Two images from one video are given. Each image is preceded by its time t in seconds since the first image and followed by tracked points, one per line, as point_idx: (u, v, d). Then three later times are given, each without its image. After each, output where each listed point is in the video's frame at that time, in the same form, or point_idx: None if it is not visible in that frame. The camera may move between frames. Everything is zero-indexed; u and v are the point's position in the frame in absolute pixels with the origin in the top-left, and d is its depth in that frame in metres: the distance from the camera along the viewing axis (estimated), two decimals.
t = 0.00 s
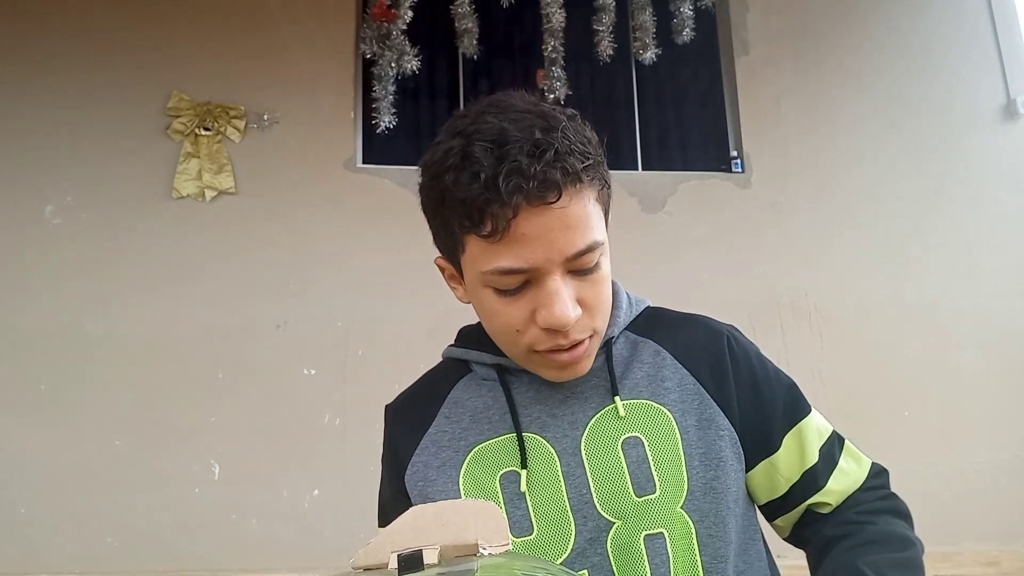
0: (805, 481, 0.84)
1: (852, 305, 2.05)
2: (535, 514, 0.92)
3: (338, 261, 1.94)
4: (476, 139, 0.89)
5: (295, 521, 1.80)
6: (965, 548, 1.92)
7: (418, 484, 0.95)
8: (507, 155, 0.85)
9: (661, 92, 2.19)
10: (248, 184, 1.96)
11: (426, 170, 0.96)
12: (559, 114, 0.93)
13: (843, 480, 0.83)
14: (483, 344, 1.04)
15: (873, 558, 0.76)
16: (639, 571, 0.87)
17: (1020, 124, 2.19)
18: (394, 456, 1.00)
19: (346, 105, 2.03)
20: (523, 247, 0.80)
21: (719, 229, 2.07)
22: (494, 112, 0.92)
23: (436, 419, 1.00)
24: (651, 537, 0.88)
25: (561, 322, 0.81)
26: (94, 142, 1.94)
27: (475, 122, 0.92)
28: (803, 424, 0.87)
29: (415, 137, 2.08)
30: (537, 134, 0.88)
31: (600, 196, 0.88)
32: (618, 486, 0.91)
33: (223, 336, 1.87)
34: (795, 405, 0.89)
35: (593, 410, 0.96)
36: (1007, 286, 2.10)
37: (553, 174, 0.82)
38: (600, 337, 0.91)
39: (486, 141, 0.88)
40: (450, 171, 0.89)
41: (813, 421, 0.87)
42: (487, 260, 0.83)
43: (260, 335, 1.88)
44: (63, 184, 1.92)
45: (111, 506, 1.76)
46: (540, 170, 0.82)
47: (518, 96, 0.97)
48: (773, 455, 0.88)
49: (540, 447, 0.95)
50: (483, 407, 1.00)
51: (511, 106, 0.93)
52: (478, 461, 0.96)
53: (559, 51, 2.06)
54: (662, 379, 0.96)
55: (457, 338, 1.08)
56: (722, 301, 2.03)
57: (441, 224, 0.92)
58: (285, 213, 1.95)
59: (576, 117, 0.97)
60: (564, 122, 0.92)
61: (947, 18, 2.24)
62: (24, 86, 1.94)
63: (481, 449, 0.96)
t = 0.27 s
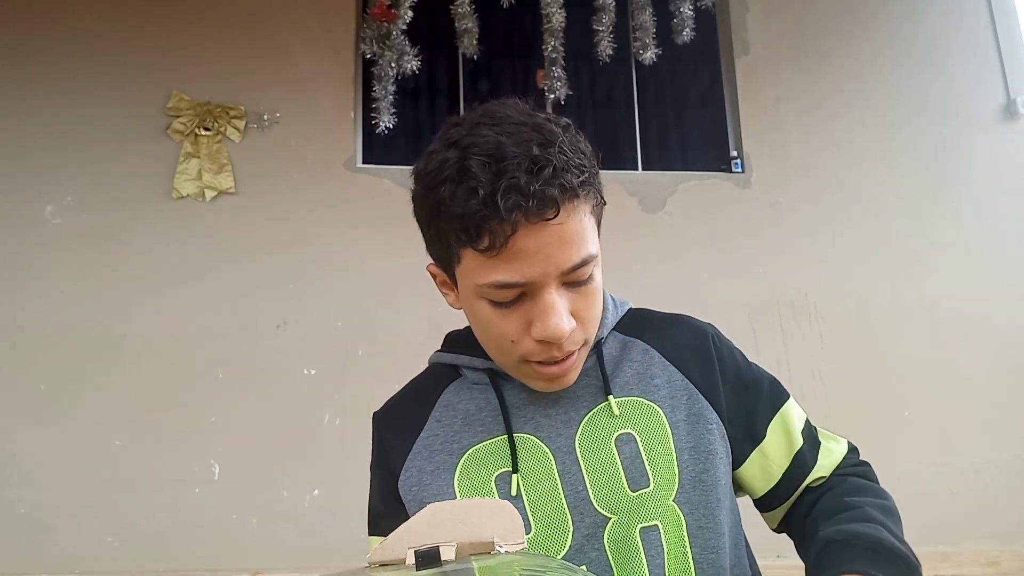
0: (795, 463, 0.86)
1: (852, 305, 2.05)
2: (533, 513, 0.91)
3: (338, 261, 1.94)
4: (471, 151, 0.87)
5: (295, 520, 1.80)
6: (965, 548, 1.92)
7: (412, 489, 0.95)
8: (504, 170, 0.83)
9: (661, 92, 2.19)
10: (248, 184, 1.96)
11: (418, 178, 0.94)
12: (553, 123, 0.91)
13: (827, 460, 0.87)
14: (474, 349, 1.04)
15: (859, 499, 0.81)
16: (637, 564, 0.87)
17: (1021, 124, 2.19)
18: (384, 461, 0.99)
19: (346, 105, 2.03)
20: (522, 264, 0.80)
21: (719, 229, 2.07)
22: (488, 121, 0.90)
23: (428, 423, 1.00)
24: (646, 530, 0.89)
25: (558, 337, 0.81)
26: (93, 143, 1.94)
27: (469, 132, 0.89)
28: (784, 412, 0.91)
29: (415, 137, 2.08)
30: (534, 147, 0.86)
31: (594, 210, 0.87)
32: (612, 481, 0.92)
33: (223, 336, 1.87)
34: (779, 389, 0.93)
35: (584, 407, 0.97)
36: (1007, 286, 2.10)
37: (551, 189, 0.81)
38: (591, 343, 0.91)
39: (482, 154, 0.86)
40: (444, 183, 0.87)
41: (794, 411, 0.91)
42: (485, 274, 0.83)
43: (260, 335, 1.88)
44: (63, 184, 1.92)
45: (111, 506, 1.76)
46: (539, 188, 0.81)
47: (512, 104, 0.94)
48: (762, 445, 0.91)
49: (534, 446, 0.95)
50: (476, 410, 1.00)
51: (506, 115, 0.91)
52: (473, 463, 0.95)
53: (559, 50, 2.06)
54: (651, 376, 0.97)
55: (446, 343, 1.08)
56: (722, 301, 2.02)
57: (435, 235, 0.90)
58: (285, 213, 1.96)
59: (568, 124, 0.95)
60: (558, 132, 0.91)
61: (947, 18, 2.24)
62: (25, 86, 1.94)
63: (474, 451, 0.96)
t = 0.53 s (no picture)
0: (791, 446, 0.84)
1: (852, 305, 2.05)
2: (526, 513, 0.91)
3: (338, 261, 1.94)
4: (454, 174, 0.86)
5: (295, 520, 1.80)
6: (965, 548, 1.92)
7: (407, 493, 0.94)
8: (488, 195, 0.82)
9: (661, 92, 2.19)
10: (248, 184, 1.96)
11: (405, 200, 0.93)
12: (535, 141, 0.91)
13: (824, 439, 0.84)
14: (465, 356, 1.04)
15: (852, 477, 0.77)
16: (629, 558, 0.86)
17: (1021, 124, 2.19)
18: (379, 468, 0.99)
19: (346, 105, 2.03)
20: (507, 288, 0.80)
21: (720, 229, 2.07)
22: (471, 143, 0.89)
23: (421, 429, 1.00)
24: (637, 523, 0.88)
25: (544, 357, 0.81)
26: (93, 142, 1.94)
27: (453, 154, 0.89)
28: (778, 392, 0.88)
29: (415, 137, 2.08)
30: (518, 171, 0.85)
31: (579, 228, 0.87)
32: (603, 477, 0.92)
33: (223, 336, 1.87)
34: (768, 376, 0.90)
35: (574, 406, 0.97)
36: (1008, 286, 2.09)
37: (534, 213, 0.80)
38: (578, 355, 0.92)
39: (465, 178, 0.85)
40: (429, 208, 0.87)
41: (787, 389, 0.88)
42: (471, 297, 0.83)
43: (260, 334, 1.88)
44: (63, 184, 1.92)
45: (111, 506, 1.76)
46: (522, 213, 0.80)
47: (495, 124, 0.93)
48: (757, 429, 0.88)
49: (525, 447, 0.95)
50: (468, 416, 1.00)
51: (489, 137, 0.90)
52: (466, 467, 0.95)
53: (559, 50, 2.06)
54: (637, 371, 0.98)
55: (438, 350, 1.08)
56: (722, 301, 2.02)
57: (422, 256, 0.90)
58: (285, 212, 1.96)
59: (552, 138, 0.95)
60: (542, 149, 0.90)
61: (946, 18, 2.24)
62: (25, 86, 1.94)
63: (467, 455, 0.96)
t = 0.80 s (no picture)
0: (774, 450, 0.86)
1: (853, 305, 2.05)
2: (519, 519, 0.91)
3: (338, 261, 1.94)
4: (442, 195, 0.84)
5: (295, 521, 1.79)
6: (965, 547, 1.92)
7: (399, 501, 0.94)
8: (478, 217, 0.81)
9: (661, 92, 2.19)
10: (248, 184, 1.96)
11: (392, 215, 0.92)
12: (524, 156, 0.89)
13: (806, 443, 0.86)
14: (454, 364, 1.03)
15: (841, 495, 0.79)
16: (624, 560, 0.86)
17: (1020, 124, 2.19)
18: (372, 477, 0.99)
19: (346, 105, 2.03)
20: (499, 310, 0.81)
21: (720, 229, 2.07)
22: (459, 160, 0.87)
23: (412, 437, 1.00)
24: (630, 524, 0.88)
25: (535, 376, 0.83)
26: (93, 142, 1.94)
27: (441, 172, 0.87)
28: (763, 398, 0.89)
29: (415, 137, 2.08)
30: (507, 193, 0.83)
31: (569, 245, 0.87)
32: (593, 480, 0.92)
33: (222, 336, 1.87)
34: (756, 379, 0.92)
35: (563, 408, 0.97)
36: (1008, 286, 2.10)
37: (524, 235, 0.80)
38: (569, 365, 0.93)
39: (452, 199, 0.84)
40: (418, 228, 0.86)
41: (771, 395, 0.90)
42: (463, 317, 0.84)
43: (260, 335, 1.88)
44: (62, 184, 1.91)
45: (112, 506, 1.76)
46: (512, 237, 0.80)
47: (483, 137, 0.91)
48: (740, 433, 0.90)
49: (517, 452, 0.95)
50: (459, 423, 1.00)
51: (477, 154, 0.88)
52: (457, 474, 0.95)
53: (559, 50, 2.08)
54: (626, 373, 0.98)
55: (427, 357, 1.08)
56: (723, 301, 2.02)
57: (411, 274, 0.90)
58: (285, 212, 1.95)
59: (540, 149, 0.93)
60: (530, 164, 0.89)
61: (946, 18, 2.25)
62: (25, 86, 1.94)
63: (459, 463, 0.96)
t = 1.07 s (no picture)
0: (760, 439, 0.85)
1: (853, 306, 2.05)
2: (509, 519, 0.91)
3: (338, 261, 1.94)
4: (411, 210, 0.85)
5: (295, 520, 1.80)
6: (966, 548, 1.92)
7: (389, 508, 0.95)
8: (446, 230, 0.82)
9: (661, 92, 2.19)
10: (248, 184, 1.96)
11: (366, 231, 0.93)
12: (492, 167, 0.89)
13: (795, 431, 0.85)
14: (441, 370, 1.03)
15: (829, 484, 0.77)
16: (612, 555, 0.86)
17: (1021, 124, 2.19)
18: (364, 483, 1.00)
19: (346, 105, 2.03)
20: (471, 320, 0.81)
21: (720, 229, 2.07)
22: (427, 174, 0.88)
23: (403, 444, 1.01)
24: (617, 519, 0.88)
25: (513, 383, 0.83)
26: (93, 143, 1.94)
27: (410, 187, 0.87)
28: (750, 387, 0.89)
29: (414, 137, 2.08)
30: (474, 204, 0.84)
31: (541, 251, 0.87)
32: (580, 477, 0.92)
33: (222, 336, 1.87)
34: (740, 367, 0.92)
35: (548, 407, 0.97)
36: (1008, 286, 2.09)
37: (491, 245, 0.80)
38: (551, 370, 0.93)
39: (421, 213, 0.84)
40: (389, 243, 0.86)
41: (757, 383, 0.89)
42: (438, 330, 0.84)
43: (260, 335, 1.88)
44: (62, 184, 1.92)
45: (112, 506, 1.76)
46: (480, 248, 0.80)
47: (450, 150, 0.92)
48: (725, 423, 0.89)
49: (503, 453, 0.95)
50: (447, 428, 1.00)
51: (443, 168, 0.88)
52: (446, 479, 0.96)
53: (559, 51, 2.08)
54: (608, 368, 0.98)
55: (415, 364, 1.07)
56: (723, 301, 2.02)
57: (386, 288, 0.90)
58: (285, 212, 1.96)
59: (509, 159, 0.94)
60: (498, 174, 0.89)
61: (946, 18, 2.24)
62: (26, 86, 1.94)
63: (448, 468, 0.97)
